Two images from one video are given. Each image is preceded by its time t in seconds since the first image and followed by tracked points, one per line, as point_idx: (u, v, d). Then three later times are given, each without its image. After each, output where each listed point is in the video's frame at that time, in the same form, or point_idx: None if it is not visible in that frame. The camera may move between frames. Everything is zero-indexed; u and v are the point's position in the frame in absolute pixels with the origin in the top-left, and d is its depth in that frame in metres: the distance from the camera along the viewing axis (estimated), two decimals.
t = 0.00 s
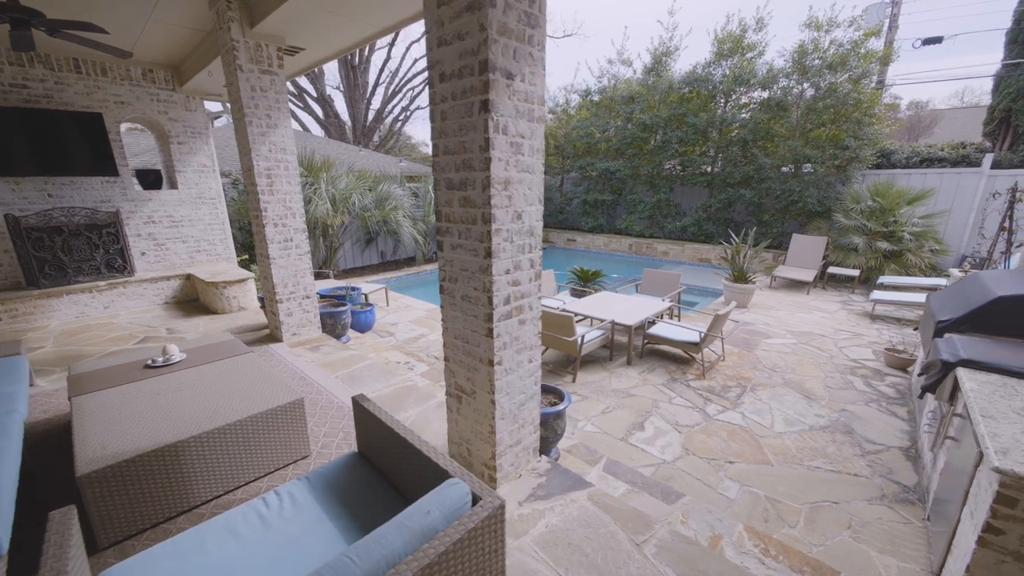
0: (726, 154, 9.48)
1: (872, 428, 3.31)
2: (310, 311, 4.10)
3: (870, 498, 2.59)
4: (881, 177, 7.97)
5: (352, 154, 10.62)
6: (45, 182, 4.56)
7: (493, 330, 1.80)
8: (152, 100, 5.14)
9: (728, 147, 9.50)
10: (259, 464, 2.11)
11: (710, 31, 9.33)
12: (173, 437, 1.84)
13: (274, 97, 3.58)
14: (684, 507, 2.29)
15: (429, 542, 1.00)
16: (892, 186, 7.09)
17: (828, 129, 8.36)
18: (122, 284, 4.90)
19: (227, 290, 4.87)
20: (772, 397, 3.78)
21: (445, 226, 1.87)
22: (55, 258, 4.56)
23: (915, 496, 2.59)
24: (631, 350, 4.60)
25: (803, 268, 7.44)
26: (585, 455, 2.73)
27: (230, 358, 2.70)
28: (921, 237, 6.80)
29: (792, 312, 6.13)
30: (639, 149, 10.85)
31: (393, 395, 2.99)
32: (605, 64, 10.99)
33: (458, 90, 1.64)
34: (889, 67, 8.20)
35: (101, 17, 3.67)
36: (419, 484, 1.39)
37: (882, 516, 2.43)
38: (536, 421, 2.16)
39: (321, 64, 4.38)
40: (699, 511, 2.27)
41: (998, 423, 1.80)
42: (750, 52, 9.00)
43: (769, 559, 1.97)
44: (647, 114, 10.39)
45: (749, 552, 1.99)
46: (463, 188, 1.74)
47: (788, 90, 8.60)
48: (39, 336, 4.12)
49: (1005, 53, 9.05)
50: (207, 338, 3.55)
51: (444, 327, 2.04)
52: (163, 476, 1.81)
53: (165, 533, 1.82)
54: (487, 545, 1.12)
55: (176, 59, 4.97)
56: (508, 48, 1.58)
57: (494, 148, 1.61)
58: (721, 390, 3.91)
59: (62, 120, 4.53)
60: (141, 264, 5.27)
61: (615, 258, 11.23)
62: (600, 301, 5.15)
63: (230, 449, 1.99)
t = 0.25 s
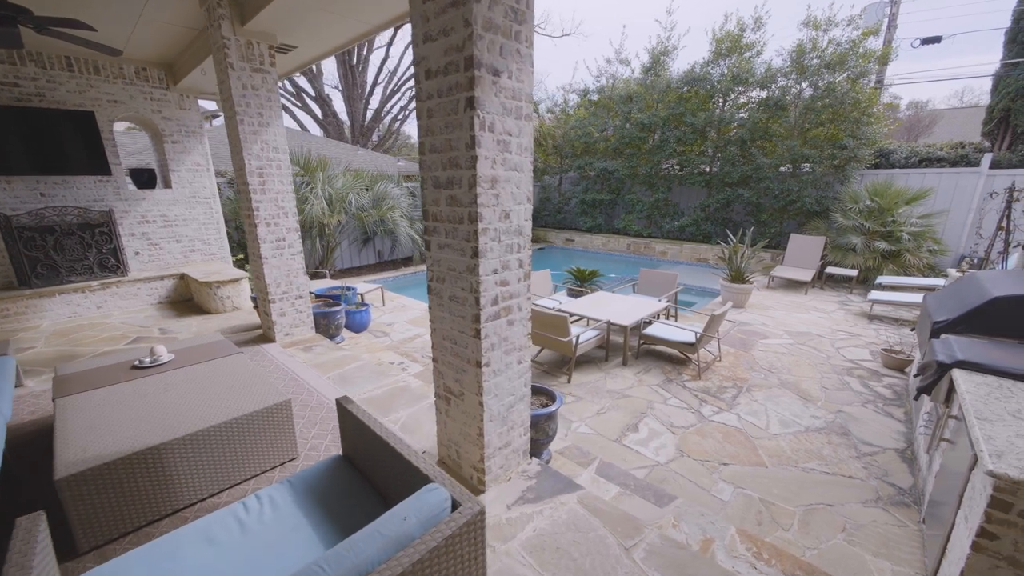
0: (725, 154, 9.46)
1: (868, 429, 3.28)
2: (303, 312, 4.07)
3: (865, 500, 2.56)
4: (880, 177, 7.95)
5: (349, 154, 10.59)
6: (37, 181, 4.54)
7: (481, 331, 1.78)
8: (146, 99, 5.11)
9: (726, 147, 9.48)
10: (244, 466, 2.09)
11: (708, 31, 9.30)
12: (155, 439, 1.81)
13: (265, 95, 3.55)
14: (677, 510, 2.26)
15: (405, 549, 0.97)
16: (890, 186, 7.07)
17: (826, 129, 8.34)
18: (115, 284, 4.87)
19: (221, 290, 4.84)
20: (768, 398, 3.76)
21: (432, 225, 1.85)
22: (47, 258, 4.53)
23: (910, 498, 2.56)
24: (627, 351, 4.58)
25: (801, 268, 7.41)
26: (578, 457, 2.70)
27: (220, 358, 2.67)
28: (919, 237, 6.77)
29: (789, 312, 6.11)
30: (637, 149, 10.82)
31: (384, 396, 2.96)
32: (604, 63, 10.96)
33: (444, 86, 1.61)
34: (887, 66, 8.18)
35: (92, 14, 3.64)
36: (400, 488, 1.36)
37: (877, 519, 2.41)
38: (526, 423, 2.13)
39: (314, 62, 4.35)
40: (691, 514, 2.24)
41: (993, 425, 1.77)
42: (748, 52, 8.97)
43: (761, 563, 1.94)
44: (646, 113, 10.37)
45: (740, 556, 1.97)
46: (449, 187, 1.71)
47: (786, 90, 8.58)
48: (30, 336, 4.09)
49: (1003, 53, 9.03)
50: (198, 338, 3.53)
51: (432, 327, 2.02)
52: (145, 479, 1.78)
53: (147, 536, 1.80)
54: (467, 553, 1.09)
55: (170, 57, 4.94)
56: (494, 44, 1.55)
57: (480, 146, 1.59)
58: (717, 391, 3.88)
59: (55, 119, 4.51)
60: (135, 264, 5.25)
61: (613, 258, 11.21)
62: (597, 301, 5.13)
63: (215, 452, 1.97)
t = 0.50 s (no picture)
0: (725, 154, 9.42)
1: (867, 431, 3.24)
2: (298, 312, 4.04)
3: (864, 504, 2.52)
4: (881, 176, 7.90)
5: (348, 154, 10.58)
6: (33, 181, 4.52)
7: (469, 333, 1.75)
8: (142, 99, 5.10)
9: (726, 147, 9.43)
10: (232, 470, 2.07)
11: (708, 30, 9.26)
12: (140, 443, 1.79)
13: (259, 95, 3.52)
14: (670, 515, 2.23)
15: (381, 560, 0.94)
16: (891, 186, 7.03)
17: (827, 128, 8.29)
18: (111, 285, 4.85)
19: (217, 290, 4.82)
20: (766, 400, 3.72)
21: (421, 226, 1.82)
22: (43, 258, 4.52)
23: (909, 503, 2.52)
24: (624, 352, 4.54)
25: (802, 268, 7.36)
26: (572, 461, 2.67)
27: (210, 360, 2.65)
28: (921, 237, 6.71)
29: (789, 312, 6.06)
30: (637, 148, 10.78)
31: (377, 398, 2.93)
32: (603, 63, 10.92)
33: (431, 84, 1.59)
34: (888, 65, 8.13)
35: (86, 13, 3.62)
36: (383, 494, 1.33)
37: (875, 523, 2.37)
38: (517, 426, 2.10)
39: (309, 62, 4.33)
40: (685, 519, 2.21)
41: (993, 430, 1.73)
42: (748, 50, 8.92)
43: (756, 569, 1.91)
44: (645, 113, 10.32)
45: (735, 562, 1.93)
46: (437, 187, 1.68)
47: (786, 89, 8.54)
48: (25, 337, 4.08)
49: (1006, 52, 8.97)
50: (191, 340, 3.50)
51: (422, 329, 1.99)
52: (130, 484, 1.76)
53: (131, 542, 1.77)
54: (447, 562, 1.06)
55: (165, 56, 4.92)
56: (481, 41, 1.52)
57: (467, 145, 1.56)
58: (715, 392, 3.84)
59: (51, 119, 4.51)
60: (131, 264, 5.23)
61: (613, 258, 11.17)
62: (594, 301, 5.09)
63: (202, 455, 1.95)
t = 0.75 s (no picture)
0: (725, 153, 9.38)
1: (867, 434, 3.20)
2: (292, 313, 4.02)
3: (862, 509, 2.49)
4: (882, 176, 7.84)
5: (347, 154, 10.56)
6: (28, 182, 4.51)
7: (458, 337, 1.72)
8: (137, 99, 5.08)
9: (726, 146, 9.39)
10: (218, 475, 2.04)
11: (708, 28, 9.21)
12: (124, 448, 1.76)
13: (252, 95, 3.50)
14: (664, 520, 2.20)
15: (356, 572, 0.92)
16: (892, 185, 6.98)
17: (828, 127, 8.24)
18: (106, 285, 4.83)
19: (212, 291, 4.80)
20: (764, 401, 3.68)
21: (409, 227, 1.79)
22: (37, 259, 4.50)
23: (908, 507, 2.48)
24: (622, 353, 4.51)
25: (802, 268, 7.32)
26: (566, 464, 2.64)
27: (200, 362, 2.62)
28: (922, 237, 6.66)
29: (788, 313, 6.02)
30: (636, 148, 10.73)
31: (370, 400, 2.91)
32: (603, 62, 10.88)
33: (417, 83, 1.56)
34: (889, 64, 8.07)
35: (79, 12, 3.60)
36: (366, 502, 1.30)
37: (873, 528, 2.33)
38: (509, 430, 2.07)
39: (303, 62, 4.31)
40: (679, 524, 2.18)
41: (992, 435, 1.70)
42: (749, 49, 8.87)
43: None
44: (645, 112, 10.28)
45: (729, 569, 1.91)
46: (424, 187, 1.65)
47: (786, 88, 8.49)
48: (19, 338, 4.06)
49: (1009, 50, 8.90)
50: (184, 341, 3.48)
51: (411, 332, 1.96)
52: (113, 489, 1.73)
53: (115, 547, 1.75)
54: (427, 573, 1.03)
55: (161, 56, 4.90)
56: (468, 38, 1.49)
57: (454, 145, 1.53)
58: (712, 394, 3.81)
59: (48, 118, 4.49)
60: (127, 265, 5.22)
61: (613, 258, 11.14)
62: (592, 302, 5.06)
63: (188, 459, 1.92)
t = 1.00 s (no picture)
0: (724, 153, 9.35)
1: (864, 437, 3.17)
2: (286, 315, 3.99)
3: (858, 514, 2.45)
4: (882, 176, 7.80)
5: (346, 154, 10.53)
6: (21, 182, 4.47)
7: (445, 341, 1.69)
8: (131, 98, 5.05)
9: (725, 146, 9.36)
10: (203, 480, 2.01)
11: (707, 28, 9.17)
12: (105, 454, 1.73)
13: (245, 94, 3.47)
14: (658, 526, 2.16)
15: None
16: (892, 185, 6.94)
17: (828, 127, 8.19)
18: (100, 286, 4.80)
19: (206, 292, 4.77)
20: (761, 404, 3.64)
21: (396, 228, 1.75)
22: (30, 259, 4.46)
23: (906, 513, 2.45)
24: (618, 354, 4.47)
25: (801, 269, 7.28)
26: (559, 468, 2.60)
27: (188, 365, 2.59)
28: (922, 237, 6.62)
29: (787, 314, 5.98)
30: (635, 148, 10.69)
31: (362, 403, 2.88)
32: (602, 61, 10.84)
33: (402, 82, 1.52)
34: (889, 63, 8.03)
35: (69, 11, 3.56)
36: (347, 511, 1.27)
37: (869, 535, 2.30)
38: (499, 435, 2.03)
39: (297, 61, 4.27)
40: (673, 530, 2.14)
41: (991, 442, 1.66)
42: (748, 49, 8.83)
43: None
44: (644, 112, 10.23)
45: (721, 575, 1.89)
46: (411, 189, 1.62)
47: (786, 88, 8.44)
48: (12, 339, 4.04)
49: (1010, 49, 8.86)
50: (176, 343, 3.45)
51: (399, 335, 1.92)
52: (93, 496, 1.70)
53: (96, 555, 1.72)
54: None
55: (155, 56, 4.87)
56: (453, 36, 1.46)
57: (440, 145, 1.50)
58: (709, 396, 3.77)
59: (41, 119, 4.46)
60: (121, 265, 5.19)
61: (611, 258, 11.10)
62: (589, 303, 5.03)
63: (171, 465, 1.89)
